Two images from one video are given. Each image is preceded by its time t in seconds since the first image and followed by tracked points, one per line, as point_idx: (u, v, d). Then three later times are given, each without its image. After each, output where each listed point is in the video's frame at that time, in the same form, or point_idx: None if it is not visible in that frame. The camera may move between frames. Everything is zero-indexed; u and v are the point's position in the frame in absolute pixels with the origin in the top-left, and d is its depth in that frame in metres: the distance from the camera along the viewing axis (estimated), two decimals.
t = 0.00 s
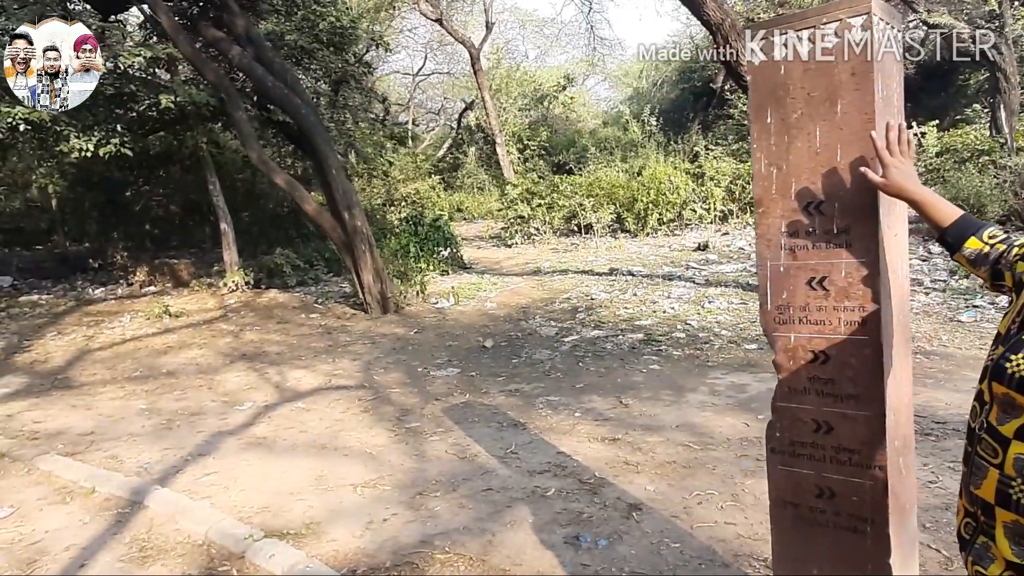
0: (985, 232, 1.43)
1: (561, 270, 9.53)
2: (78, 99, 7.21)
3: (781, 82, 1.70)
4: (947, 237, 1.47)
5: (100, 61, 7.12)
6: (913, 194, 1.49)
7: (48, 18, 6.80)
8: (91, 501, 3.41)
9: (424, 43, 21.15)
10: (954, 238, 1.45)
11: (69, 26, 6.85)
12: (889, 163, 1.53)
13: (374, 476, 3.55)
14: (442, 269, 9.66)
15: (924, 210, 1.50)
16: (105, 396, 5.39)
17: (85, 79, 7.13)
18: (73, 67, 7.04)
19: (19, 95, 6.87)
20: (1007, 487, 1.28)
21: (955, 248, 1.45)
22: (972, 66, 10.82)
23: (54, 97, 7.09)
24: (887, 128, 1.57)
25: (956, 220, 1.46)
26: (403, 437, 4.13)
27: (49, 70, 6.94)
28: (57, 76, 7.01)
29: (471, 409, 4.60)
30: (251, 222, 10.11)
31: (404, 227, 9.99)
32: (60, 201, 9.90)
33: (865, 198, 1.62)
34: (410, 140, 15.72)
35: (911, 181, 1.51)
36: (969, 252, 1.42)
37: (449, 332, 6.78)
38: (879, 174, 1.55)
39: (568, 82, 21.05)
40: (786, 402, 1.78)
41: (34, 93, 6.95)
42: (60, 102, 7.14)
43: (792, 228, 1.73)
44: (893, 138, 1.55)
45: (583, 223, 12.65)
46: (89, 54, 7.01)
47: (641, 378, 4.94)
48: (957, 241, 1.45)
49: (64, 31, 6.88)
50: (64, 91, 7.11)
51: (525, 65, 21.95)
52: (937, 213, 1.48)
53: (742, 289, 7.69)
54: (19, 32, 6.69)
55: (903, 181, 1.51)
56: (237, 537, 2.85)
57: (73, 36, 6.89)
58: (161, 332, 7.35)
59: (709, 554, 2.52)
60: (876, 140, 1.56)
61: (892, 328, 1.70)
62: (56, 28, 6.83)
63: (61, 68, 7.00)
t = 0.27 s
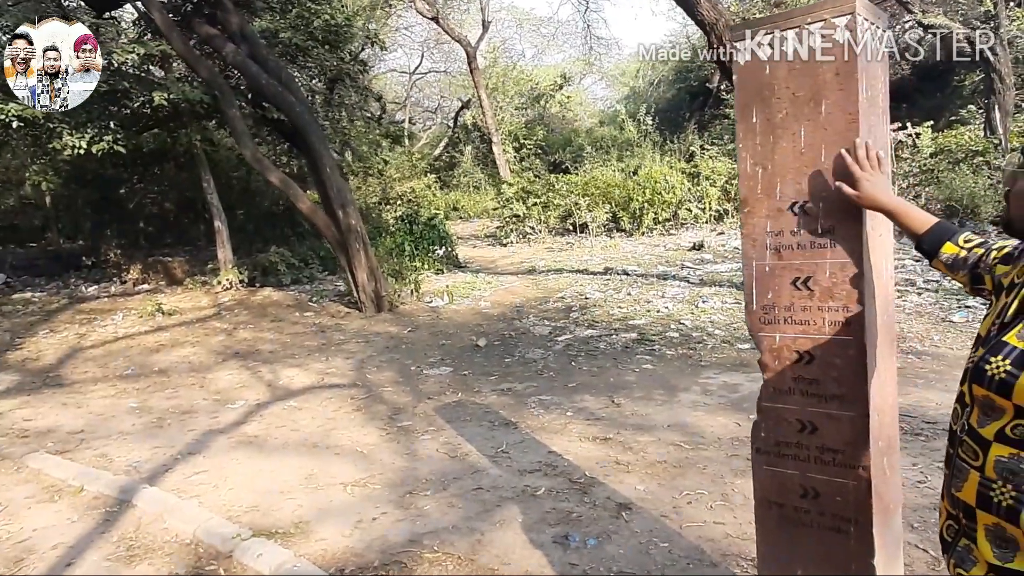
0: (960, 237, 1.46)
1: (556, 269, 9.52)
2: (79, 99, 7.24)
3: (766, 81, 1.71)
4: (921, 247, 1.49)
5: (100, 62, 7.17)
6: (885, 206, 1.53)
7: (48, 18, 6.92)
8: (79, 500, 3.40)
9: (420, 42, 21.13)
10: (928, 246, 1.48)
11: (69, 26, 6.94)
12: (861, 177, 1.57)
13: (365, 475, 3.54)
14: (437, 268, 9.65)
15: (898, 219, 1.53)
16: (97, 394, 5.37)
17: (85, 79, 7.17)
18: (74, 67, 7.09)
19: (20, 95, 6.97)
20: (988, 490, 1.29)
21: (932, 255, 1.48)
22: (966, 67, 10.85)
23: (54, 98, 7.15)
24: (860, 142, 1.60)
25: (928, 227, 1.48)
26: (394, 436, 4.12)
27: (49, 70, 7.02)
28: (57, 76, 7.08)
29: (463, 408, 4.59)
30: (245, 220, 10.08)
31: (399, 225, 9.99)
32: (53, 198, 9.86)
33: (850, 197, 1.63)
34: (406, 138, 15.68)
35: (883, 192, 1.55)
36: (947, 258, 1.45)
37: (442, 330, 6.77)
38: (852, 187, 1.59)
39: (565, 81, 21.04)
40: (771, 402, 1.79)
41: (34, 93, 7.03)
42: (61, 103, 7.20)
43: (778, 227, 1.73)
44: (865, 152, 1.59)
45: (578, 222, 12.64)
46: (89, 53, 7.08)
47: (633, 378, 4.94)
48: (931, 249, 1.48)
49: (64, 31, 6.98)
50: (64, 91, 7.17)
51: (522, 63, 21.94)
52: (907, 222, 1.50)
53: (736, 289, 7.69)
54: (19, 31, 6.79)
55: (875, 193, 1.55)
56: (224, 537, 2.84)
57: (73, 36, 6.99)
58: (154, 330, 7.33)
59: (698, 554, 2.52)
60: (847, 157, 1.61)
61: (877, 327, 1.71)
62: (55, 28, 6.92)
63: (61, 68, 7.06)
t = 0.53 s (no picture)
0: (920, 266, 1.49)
1: (540, 269, 9.54)
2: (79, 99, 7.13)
3: (741, 82, 1.72)
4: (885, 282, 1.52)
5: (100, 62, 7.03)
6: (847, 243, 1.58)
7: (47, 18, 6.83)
8: (53, 501, 3.35)
9: (405, 40, 21.07)
10: (891, 280, 1.50)
11: (68, 26, 6.81)
12: (824, 214, 1.62)
13: (345, 474, 3.52)
14: (420, 267, 9.63)
15: (860, 255, 1.57)
16: (73, 394, 5.30)
17: (85, 79, 7.05)
18: (73, 67, 6.98)
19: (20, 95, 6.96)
20: (958, 492, 1.24)
21: (895, 286, 1.50)
22: (944, 71, 10.99)
23: (54, 97, 7.07)
24: (824, 180, 1.64)
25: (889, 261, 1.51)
26: (375, 435, 4.11)
27: (49, 70, 6.93)
28: (57, 77, 7.00)
29: (445, 407, 4.59)
30: (227, 218, 10.00)
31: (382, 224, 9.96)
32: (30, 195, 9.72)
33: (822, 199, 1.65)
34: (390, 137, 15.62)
35: (845, 230, 1.60)
36: (909, 288, 1.47)
37: (425, 330, 6.75)
38: (816, 223, 1.63)
39: (549, 80, 21.07)
40: (746, 401, 1.82)
41: (34, 94, 7.01)
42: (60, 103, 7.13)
43: (753, 228, 1.75)
44: (829, 189, 1.63)
45: (562, 222, 12.67)
46: (88, 54, 6.93)
47: (615, 377, 4.95)
48: (894, 282, 1.50)
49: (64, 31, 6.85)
50: (64, 91, 7.08)
51: (506, 63, 21.94)
52: (869, 257, 1.54)
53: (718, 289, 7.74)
54: (19, 31, 6.70)
55: (837, 229, 1.60)
56: (201, 538, 2.82)
57: (73, 36, 6.85)
58: (132, 329, 7.25)
59: (676, 552, 2.53)
60: (810, 197, 1.65)
61: (850, 328, 1.73)
62: (55, 28, 6.80)
63: (61, 68, 6.97)
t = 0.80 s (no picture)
0: (882, 314, 1.45)
1: (516, 268, 9.54)
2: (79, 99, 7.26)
3: (713, 83, 1.74)
4: (852, 342, 1.47)
5: (100, 62, 7.25)
6: (808, 303, 1.60)
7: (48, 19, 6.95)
8: (18, 503, 3.29)
9: (382, 37, 20.97)
10: (855, 337, 1.45)
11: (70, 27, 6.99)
12: (788, 278, 1.65)
13: (318, 474, 3.50)
14: (397, 266, 9.59)
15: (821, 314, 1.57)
16: (40, 394, 5.20)
17: (85, 79, 7.19)
18: (74, 67, 7.15)
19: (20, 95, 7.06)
20: (926, 492, 1.20)
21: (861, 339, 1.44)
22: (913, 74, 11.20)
23: (55, 97, 7.20)
24: (789, 246, 1.69)
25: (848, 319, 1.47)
26: (350, 435, 4.08)
27: (49, 70, 7.05)
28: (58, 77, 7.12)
29: (421, 406, 4.57)
30: (200, 216, 9.87)
31: (358, 222, 9.90)
32: None
33: (791, 201, 1.67)
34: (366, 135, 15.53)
35: (809, 291, 1.63)
36: (876, 335, 1.42)
37: (401, 328, 6.72)
38: (782, 286, 1.67)
39: (527, 79, 21.10)
40: (717, 399, 1.84)
41: (34, 93, 7.12)
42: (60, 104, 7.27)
43: (724, 227, 1.77)
44: (793, 255, 1.68)
45: (539, 221, 12.69)
46: (89, 53, 7.16)
47: (590, 376, 4.97)
48: (858, 337, 1.45)
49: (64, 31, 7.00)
50: (64, 91, 7.22)
51: (484, 61, 21.92)
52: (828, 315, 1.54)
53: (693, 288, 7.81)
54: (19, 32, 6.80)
55: (801, 290, 1.63)
56: (170, 539, 2.79)
57: (73, 36, 7.02)
58: (102, 328, 7.13)
59: (649, 549, 2.55)
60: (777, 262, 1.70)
61: (819, 328, 1.76)
62: (55, 28, 6.95)
63: (61, 68, 7.09)
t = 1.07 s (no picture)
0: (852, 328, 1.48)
1: (497, 267, 9.54)
2: (78, 100, 7.15)
3: (690, 83, 1.75)
4: (825, 360, 1.49)
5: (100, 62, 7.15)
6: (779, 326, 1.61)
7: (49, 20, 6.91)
8: None
9: (361, 33, 20.82)
10: (828, 353, 1.47)
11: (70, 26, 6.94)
12: (760, 300, 1.67)
13: (296, 474, 3.48)
14: (376, 264, 9.55)
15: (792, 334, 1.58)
16: (11, 393, 5.11)
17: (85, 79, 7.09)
18: (73, 67, 7.06)
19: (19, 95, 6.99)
20: (902, 490, 1.20)
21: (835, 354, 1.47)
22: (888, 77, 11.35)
23: (54, 97, 7.09)
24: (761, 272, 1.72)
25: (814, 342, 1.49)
26: (328, 434, 4.06)
27: (50, 70, 6.98)
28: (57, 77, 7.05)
29: (400, 405, 4.56)
30: (175, 213, 9.75)
31: (337, 220, 9.84)
32: None
33: (767, 202, 1.70)
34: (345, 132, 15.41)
35: (781, 312, 1.64)
36: (849, 350, 1.45)
37: (380, 327, 6.70)
38: (754, 309, 1.68)
39: (508, 78, 21.08)
40: (694, 397, 1.86)
41: (34, 94, 7.05)
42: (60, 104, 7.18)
43: (701, 226, 1.79)
44: (764, 279, 1.71)
45: (519, 220, 12.68)
46: (89, 53, 7.06)
47: (570, 374, 4.99)
48: (831, 354, 1.47)
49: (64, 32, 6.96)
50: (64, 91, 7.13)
51: (464, 59, 21.86)
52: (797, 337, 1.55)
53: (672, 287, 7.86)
54: (19, 32, 6.78)
55: (773, 312, 1.64)
56: (145, 540, 2.76)
57: (73, 36, 6.97)
58: (74, 327, 7.02)
59: (627, 546, 2.57)
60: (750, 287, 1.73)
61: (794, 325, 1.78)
62: (55, 28, 6.90)
63: (61, 68, 7.02)
